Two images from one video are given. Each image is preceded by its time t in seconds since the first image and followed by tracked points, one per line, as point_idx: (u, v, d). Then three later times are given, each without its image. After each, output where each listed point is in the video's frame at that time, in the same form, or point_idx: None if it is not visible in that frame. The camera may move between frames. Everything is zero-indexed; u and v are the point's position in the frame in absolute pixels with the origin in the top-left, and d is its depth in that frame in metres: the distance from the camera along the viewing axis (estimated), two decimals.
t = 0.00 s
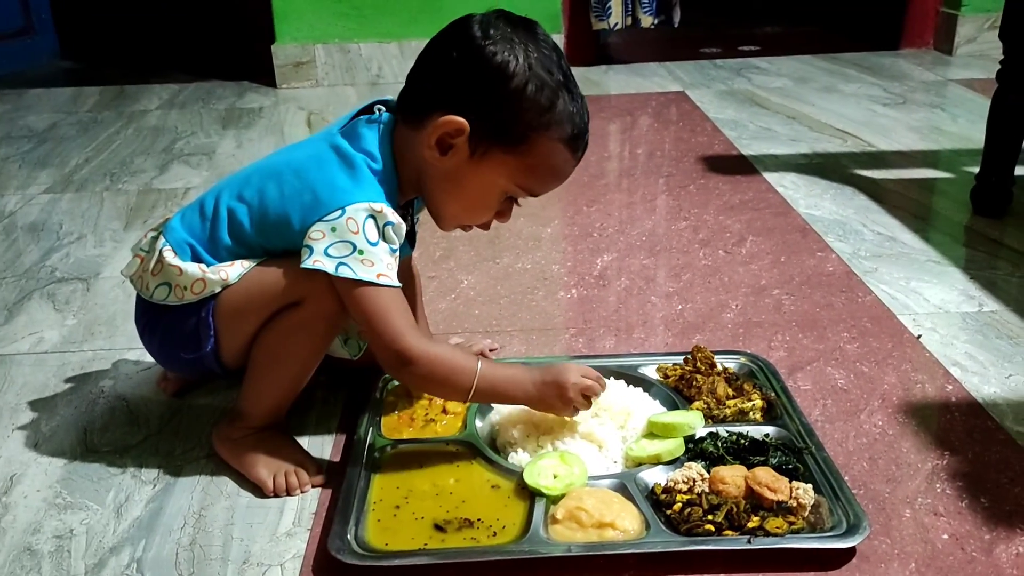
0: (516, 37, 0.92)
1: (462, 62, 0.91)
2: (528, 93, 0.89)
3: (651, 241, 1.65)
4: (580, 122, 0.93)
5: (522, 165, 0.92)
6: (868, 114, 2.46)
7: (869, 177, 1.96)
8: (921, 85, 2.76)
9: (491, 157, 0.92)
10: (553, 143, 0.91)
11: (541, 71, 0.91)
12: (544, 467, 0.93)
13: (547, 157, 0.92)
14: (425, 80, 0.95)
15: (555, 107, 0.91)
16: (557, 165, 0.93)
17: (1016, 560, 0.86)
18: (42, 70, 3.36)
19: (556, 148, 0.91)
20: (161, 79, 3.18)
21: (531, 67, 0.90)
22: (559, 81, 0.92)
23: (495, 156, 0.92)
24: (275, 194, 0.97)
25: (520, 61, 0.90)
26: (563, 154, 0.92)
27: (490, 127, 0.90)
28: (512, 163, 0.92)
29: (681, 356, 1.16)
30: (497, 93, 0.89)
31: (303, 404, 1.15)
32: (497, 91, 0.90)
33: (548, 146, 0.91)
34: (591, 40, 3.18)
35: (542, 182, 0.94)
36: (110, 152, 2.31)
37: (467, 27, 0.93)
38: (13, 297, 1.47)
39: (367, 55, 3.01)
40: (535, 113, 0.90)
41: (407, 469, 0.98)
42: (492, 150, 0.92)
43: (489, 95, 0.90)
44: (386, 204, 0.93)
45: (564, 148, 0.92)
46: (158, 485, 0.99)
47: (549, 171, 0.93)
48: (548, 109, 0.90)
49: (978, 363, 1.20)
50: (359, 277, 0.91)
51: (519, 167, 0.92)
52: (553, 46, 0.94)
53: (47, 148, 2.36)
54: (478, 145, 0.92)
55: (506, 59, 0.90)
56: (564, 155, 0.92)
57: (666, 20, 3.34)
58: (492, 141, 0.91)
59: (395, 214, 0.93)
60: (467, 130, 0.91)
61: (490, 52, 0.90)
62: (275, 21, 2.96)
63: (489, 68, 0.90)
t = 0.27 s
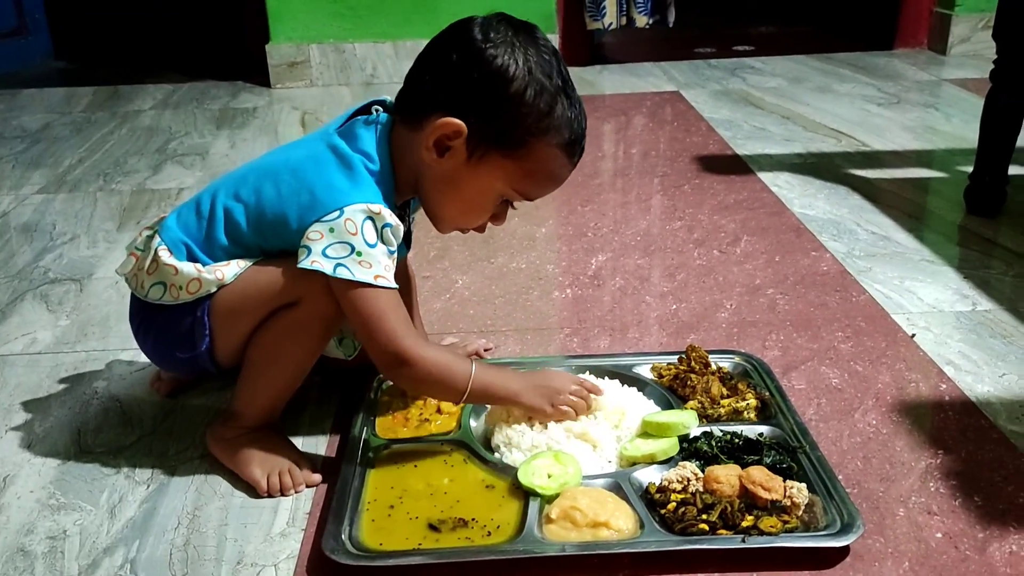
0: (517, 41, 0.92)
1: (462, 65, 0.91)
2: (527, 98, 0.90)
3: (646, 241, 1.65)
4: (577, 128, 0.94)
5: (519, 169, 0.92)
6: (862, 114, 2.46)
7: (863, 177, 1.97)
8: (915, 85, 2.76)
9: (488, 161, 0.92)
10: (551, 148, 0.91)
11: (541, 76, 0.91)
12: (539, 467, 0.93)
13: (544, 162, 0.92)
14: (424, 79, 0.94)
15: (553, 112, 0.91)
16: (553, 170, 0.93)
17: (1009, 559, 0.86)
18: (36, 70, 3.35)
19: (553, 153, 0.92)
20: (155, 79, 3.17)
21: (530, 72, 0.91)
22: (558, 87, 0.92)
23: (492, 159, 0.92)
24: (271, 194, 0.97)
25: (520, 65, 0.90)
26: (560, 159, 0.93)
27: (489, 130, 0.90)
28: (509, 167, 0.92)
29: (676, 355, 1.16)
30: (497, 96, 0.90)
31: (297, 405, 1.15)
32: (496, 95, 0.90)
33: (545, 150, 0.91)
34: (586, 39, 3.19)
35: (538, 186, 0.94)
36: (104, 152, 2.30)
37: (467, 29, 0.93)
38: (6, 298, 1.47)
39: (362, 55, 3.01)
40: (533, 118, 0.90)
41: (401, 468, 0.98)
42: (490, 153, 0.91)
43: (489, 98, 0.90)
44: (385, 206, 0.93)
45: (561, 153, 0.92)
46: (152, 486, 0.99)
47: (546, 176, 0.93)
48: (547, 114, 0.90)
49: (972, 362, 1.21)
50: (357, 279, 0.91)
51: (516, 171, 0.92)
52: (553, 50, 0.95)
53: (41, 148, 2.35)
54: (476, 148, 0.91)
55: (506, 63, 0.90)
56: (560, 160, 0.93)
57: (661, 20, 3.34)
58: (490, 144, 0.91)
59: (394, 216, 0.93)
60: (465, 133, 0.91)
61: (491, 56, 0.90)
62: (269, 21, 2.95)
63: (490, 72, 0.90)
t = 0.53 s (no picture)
0: (512, 41, 0.92)
1: (458, 65, 0.91)
2: (523, 99, 0.90)
3: (642, 241, 1.65)
4: (571, 128, 0.94)
5: (514, 169, 0.92)
6: (858, 113, 2.46)
7: (859, 177, 1.97)
8: (911, 84, 2.76)
9: (484, 160, 0.92)
10: (546, 148, 0.92)
11: (536, 76, 0.91)
12: (535, 467, 0.93)
13: (539, 162, 0.92)
14: (420, 78, 0.94)
15: (549, 113, 0.91)
16: (548, 170, 0.93)
17: (1004, 558, 0.86)
18: (31, 70, 3.34)
19: (547, 154, 0.92)
20: (151, 80, 3.17)
21: (525, 72, 0.91)
22: (553, 88, 0.92)
23: (488, 159, 0.92)
24: (269, 195, 0.97)
25: (516, 66, 0.90)
26: (554, 159, 0.93)
27: (485, 130, 0.90)
28: (505, 166, 0.92)
29: (672, 355, 1.16)
30: (493, 97, 0.90)
31: (294, 405, 1.15)
32: (492, 96, 0.90)
33: (541, 151, 0.91)
34: (583, 39, 3.19)
35: (533, 186, 0.94)
36: (100, 152, 2.30)
37: (463, 30, 0.93)
38: (2, 299, 1.47)
39: (358, 55, 3.01)
40: (529, 118, 0.90)
41: (398, 469, 0.98)
42: (486, 153, 0.91)
43: (485, 98, 0.90)
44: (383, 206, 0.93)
45: (556, 154, 0.93)
46: (149, 487, 0.99)
47: (541, 176, 0.93)
48: (542, 115, 0.91)
49: (967, 361, 1.21)
50: (355, 279, 0.91)
51: (512, 171, 0.92)
52: (548, 51, 0.95)
53: (37, 149, 2.35)
54: (472, 148, 0.91)
55: (502, 64, 0.90)
56: (555, 161, 0.93)
57: (657, 20, 3.34)
58: (486, 144, 0.91)
59: (392, 216, 0.93)
60: (461, 132, 0.90)
61: (486, 56, 0.90)
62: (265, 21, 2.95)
63: (486, 73, 0.90)
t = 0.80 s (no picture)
0: (510, 43, 0.92)
1: (456, 67, 0.91)
2: (521, 100, 0.90)
3: (640, 241, 1.65)
4: (568, 130, 0.94)
5: (511, 171, 0.92)
6: (855, 113, 2.46)
7: (857, 177, 1.97)
8: (908, 84, 2.77)
9: (482, 162, 0.92)
10: (544, 150, 0.92)
11: (533, 78, 0.91)
12: (533, 468, 0.93)
13: (536, 164, 0.92)
14: (418, 80, 0.94)
15: (546, 115, 0.91)
16: (544, 171, 0.93)
17: (1002, 558, 0.86)
18: (29, 72, 3.34)
19: (544, 155, 0.92)
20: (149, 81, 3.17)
21: (523, 74, 0.91)
22: (551, 90, 0.92)
23: (486, 161, 0.92)
24: (266, 195, 0.97)
25: (514, 67, 0.91)
26: (551, 161, 0.93)
27: (483, 131, 0.90)
28: (502, 168, 0.92)
29: (669, 356, 1.17)
30: (491, 98, 0.90)
31: (292, 406, 1.15)
32: (490, 97, 0.90)
33: (538, 152, 0.92)
34: (581, 39, 3.19)
35: (529, 187, 0.94)
36: (98, 154, 2.30)
37: (461, 32, 0.93)
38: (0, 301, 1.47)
39: (356, 55, 3.01)
40: (526, 119, 0.90)
41: (395, 469, 0.98)
42: (483, 155, 0.91)
43: (483, 100, 0.90)
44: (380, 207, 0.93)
45: (553, 155, 0.93)
46: (147, 489, 0.99)
47: (538, 177, 0.94)
48: (540, 116, 0.91)
49: (965, 361, 1.21)
50: (352, 280, 0.91)
51: (509, 173, 0.93)
52: (545, 53, 0.95)
53: (35, 151, 2.35)
54: (469, 150, 0.91)
55: (500, 66, 0.90)
56: (551, 162, 0.93)
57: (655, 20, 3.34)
58: (484, 146, 0.91)
59: (389, 217, 0.94)
60: (459, 134, 0.90)
61: (484, 58, 0.90)
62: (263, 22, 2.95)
63: (484, 74, 0.90)
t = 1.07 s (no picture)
0: (511, 47, 0.92)
1: (456, 70, 0.91)
2: (521, 104, 0.90)
3: (639, 243, 1.65)
4: (568, 134, 0.94)
5: (510, 174, 0.92)
6: (854, 113, 2.47)
7: (856, 177, 1.97)
8: (907, 84, 2.77)
9: (481, 165, 0.92)
10: (543, 154, 0.92)
11: (533, 82, 0.91)
12: (533, 470, 0.93)
13: (535, 168, 0.92)
14: (418, 83, 0.94)
15: (546, 118, 0.91)
16: (544, 175, 0.94)
17: (1001, 559, 0.86)
18: (28, 74, 3.35)
19: (544, 159, 0.92)
20: (148, 83, 3.17)
21: (523, 78, 0.91)
22: (551, 94, 0.93)
23: (485, 164, 0.92)
24: (267, 197, 0.97)
25: (514, 71, 0.91)
26: (550, 165, 0.93)
27: (482, 134, 0.90)
28: (501, 171, 0.92)
29: (669, 357, 1.17)
30: (491, 102, 0.90)
31: (291, 408, 1.15)
32: (490, 100, 0.90)
33: (538, 156, 0.92)
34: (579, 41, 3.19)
35: (528, 191, 0.94)
36: (97, 157, 2.30)
37: (462, 36, 0.93)
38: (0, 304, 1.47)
39: (355, 57, 3.01)
40: (526, 123, 0.90)
41: (395, 472, 0.99)
42: (483, 158, 0.91)
43: (483, 103, 0.90)
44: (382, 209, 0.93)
45: (552, 159, 0.93)
46: (147, 492, 0.99)
47: (538, 181, 0.94)
48: (540, 120, 0.91)
49: (964, 362, 1.21)
50: (354, 281, 0.91)
51: (508, 176, 0.93)
52: (546, 56, 0.95)
53: (34, 153, 2.35)
54: (469, 153, 0.91)
55: (500, 69, 0.90)
56: (550, 167, 0.93)
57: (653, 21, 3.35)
58: (484, 149, 0.91)
59: (390, 218, 0.94)
60: (459, 137, 0.90)
61: (485, 62, 0.90)
62: (262, 24, 2.96)
63: (485, 78, 0.90)
